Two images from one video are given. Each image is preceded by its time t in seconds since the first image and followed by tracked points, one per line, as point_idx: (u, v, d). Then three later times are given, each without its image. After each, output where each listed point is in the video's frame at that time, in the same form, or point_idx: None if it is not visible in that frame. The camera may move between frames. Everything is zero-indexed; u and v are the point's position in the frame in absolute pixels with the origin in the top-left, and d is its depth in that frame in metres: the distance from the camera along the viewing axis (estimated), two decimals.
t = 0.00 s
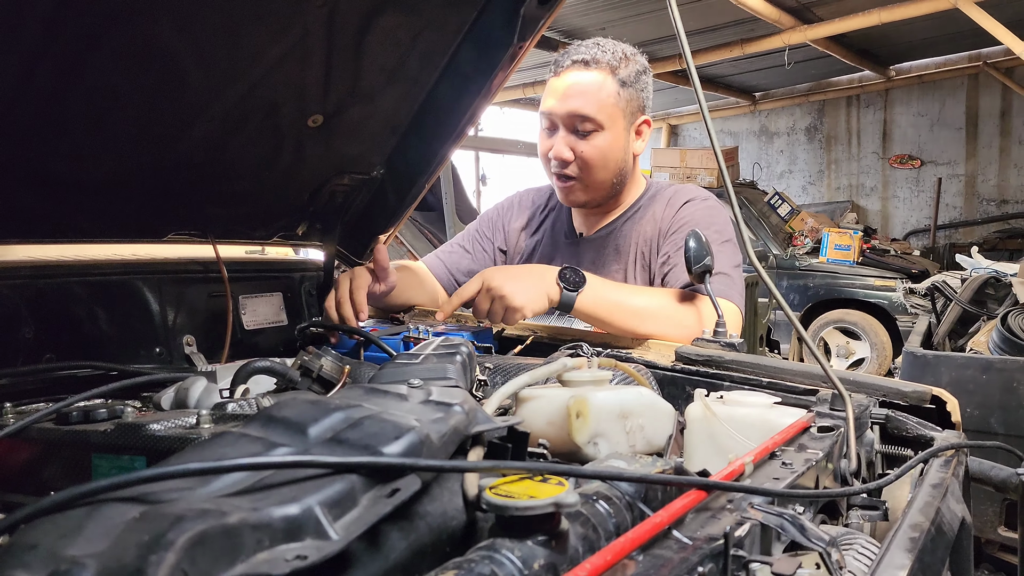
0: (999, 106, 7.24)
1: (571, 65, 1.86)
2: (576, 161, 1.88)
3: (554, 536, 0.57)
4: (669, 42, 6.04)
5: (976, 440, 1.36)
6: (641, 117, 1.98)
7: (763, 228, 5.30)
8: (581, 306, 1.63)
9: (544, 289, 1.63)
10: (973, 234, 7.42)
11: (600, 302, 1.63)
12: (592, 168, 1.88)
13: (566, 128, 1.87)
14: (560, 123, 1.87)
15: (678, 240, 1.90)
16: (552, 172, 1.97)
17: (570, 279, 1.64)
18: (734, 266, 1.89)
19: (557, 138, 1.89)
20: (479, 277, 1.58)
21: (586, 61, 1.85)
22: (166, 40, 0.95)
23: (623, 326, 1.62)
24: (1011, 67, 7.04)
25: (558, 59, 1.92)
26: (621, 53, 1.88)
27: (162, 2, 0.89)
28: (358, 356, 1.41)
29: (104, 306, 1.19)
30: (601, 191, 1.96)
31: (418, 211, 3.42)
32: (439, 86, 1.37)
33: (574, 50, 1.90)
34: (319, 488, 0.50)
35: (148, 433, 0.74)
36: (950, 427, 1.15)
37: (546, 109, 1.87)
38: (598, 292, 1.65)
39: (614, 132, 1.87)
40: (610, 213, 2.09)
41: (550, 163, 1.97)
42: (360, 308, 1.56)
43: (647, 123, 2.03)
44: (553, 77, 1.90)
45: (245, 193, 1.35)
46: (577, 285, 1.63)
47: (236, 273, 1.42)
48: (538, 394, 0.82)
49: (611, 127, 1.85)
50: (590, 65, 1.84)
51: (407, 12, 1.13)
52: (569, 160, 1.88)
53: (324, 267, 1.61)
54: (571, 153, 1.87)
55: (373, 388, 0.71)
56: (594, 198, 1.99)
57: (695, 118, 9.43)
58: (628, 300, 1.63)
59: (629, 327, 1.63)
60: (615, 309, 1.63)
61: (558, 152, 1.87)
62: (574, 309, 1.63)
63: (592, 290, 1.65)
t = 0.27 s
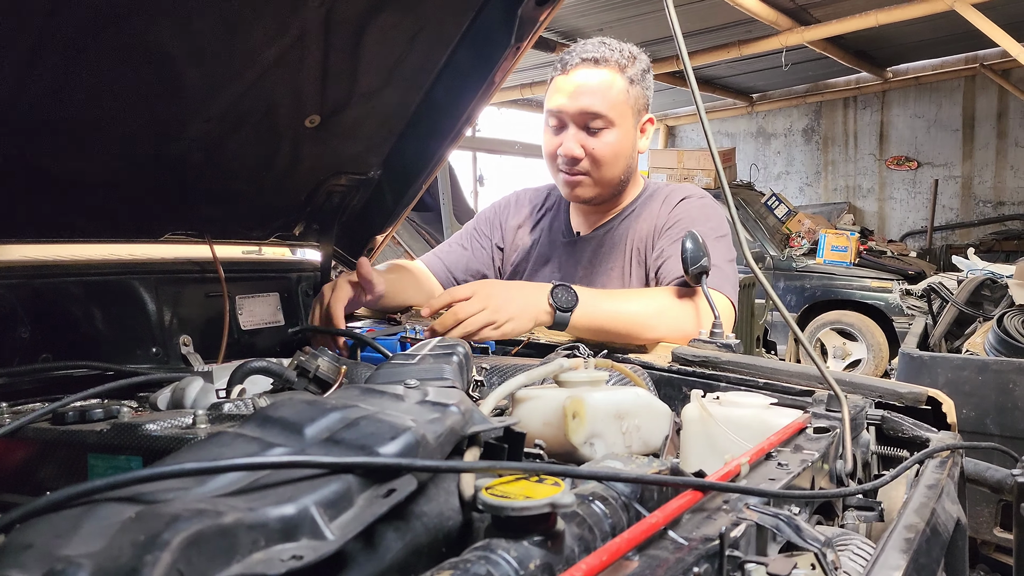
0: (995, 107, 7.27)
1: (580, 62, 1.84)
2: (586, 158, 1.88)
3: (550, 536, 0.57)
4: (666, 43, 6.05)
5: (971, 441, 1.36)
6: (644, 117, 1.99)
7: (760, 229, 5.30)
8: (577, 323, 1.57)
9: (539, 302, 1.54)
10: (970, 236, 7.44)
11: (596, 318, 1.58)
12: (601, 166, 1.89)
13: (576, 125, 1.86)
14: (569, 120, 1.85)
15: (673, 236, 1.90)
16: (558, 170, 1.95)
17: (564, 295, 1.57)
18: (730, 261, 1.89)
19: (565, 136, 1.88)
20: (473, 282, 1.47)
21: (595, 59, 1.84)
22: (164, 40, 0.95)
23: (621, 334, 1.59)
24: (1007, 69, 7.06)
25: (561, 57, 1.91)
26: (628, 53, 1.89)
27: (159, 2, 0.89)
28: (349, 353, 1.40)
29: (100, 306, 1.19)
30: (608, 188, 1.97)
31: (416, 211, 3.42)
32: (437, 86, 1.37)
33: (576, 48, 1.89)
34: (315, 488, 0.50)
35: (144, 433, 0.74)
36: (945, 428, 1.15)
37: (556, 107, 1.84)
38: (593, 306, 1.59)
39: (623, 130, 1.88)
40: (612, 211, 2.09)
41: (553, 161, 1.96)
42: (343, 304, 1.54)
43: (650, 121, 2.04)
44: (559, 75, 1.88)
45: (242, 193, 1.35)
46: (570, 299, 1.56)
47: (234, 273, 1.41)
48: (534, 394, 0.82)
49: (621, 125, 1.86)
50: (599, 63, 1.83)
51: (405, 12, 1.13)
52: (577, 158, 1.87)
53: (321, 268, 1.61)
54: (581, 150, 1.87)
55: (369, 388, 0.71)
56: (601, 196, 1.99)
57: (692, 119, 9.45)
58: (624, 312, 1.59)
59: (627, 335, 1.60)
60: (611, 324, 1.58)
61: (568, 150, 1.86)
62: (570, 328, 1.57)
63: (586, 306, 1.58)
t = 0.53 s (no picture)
0: (992, 109, 7.29)
1: (580, 63, 1.84)
2: (586, 159, 1.88)
3: (547, 536, 0.57)
4: (664, 44, 6.06)
5: (968, 442, 1.36)
6: (643, 118, 2.00)
7: (757, 230, 5.31)
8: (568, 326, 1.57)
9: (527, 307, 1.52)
10: (967, 237, 7.46)
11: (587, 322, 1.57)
12: (601, 166, 1.89)
13: (576, 126, 1.86)
14: (569, 120, 1.85)
15: (671, 237, 1.90)
16: (557, 170, 1.95)
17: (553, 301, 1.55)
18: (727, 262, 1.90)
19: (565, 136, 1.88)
20: (457, 296, 1.45)
21: (596, 59, 1.84)
22: (161, 40, 0.95)
23: (618, 335, 1.59)
24: (1004, 71, 7.08)
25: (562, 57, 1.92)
26: (629, 54, 1.89)
27: (157, 2, 0.89)
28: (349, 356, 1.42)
29: (97, 307, 1.18)
30: (607, 189, 1.97)
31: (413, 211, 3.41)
32: (435, 86, 1.37)
33: (576, 47, 1.89)
34: (312, 489, 0.50)
35: (141, 433, 0.74)
36: (942, 429, 1.16)
37: (556, 107, 1.84)
38: (585, 309, 1.58)
39: (623, 130, 1.88)
40: (610, 212, 2.10)
41: (552, 162, 1.96)
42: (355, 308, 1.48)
43: (651, 122, 2.06)
44: (559, 75, 1.88)
45: (240, 194, 1.35)
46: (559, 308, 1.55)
47: (231, 273, 1.41)
48: (532, 394, 0.82)
49: (621, 125, 1.86)
50: (600, 63, 1.83)
51: (403, 13, 1.13)
52: (577, 158, 1.87)
53: (319, 268, 1.60)
54: (581, 151, 1.87)
55: (366, 389, 0.71)
56: (601, 197, 1.99)
57: (690, 120, 9.46)
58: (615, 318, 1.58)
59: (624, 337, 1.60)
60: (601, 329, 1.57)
61: (569, 150, 1.86)
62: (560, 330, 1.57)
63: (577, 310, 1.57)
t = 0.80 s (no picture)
0: (989, 111, 7.30)
1: (580, 63, 1.84)
2: (586, 160, 1.88)
3: (545, 537, 0.58)
4: (662, 45, 6.06)
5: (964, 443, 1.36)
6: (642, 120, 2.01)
7: (755, 231, 5.32)
8: (568, 327, 1.57)
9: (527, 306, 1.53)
10: (964, 239, 7.47)
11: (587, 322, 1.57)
12: (602, 167, 1.89)
13: (576, 126, 1.86)
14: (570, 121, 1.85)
15: (669, 238, 1.91)
16: (558, 171, 1.95)
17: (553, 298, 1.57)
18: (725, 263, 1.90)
19: (565, 137, 1.87)
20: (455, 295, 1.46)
21: (596, 60, 1.84)
22: (160, 40, 0.95)
23: (616, 335, 1.59)
24: (1001, 73, 7.10)
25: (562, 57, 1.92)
26: (629, 55, 1.90)
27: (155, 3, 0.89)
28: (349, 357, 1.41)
29: (95, 307, 1.18)
30: (607, 190, 1.97)
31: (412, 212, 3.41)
32: (433, 87, 1.37)
33: (576, 48, 1.90)
34: (310, 489, 0.50)
35: (139, 433, 0.74)
36: (939, 430, 1.16)
37: (556, 108, 1.84)
38: (584, 309, 1.59)
39: (623, 131, 1.88)
40: (610, 213, 2.10)
41: (553, 163, 1.95)
42: (349, 305, 1.46)
43: (651, 122, 2.07)
44: (559, 76, 1.88)
45: (238, 194, 1.35)
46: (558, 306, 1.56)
47: (229, 274, 1.41)
48: (531, 395, 0.82)
49: (622, 126, 1.87)
50: (600, 64, 1.84)
51: (401, 14, 1.13)
52: (578, 159, 1.87)
53: (317, 269, 1.61)
54: (582, 151, 1.86)
55: (365, 389, 0.71)
56: (601, 198, 1.99)
57: (688, 121, 9.47)
58: (615, 317, 1.59)
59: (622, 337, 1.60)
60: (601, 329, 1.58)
61: (569, 151, 1.86)
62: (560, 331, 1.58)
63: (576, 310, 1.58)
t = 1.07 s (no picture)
0: (988, 112, 7.31)
1: (587, 64, 1.83)
2: (594, 161, 1.87)
3: (543, 538, 0.58)
4: (661, 46, 6.07)
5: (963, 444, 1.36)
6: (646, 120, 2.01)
7: (754, 232, 5.32)
8: (567, 321, 1.58)
9: (528, 297, 1.57)
10: (963, 240, 7.48)
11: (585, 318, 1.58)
12: (609, 168, 1.89)
13: (585, 127, 1.85)
14: (578, 123, 1.84)
15: (669, 241, 1.91)
16: (563, 172, 1.94)
17: (557, 291, 1.58)
18: (726, 267, 1.90)
19: (573, 138, 1.87)
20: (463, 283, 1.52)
21: (604, 61, 1.83)
22: (158, 41, 0.95)
23: (614, 335, 1.59)
24: (1000, 74, 7.11)
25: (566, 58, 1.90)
26: (634, 57, 1.90)
27: (154, 4, 0.89)
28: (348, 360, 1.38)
29: (93, 307, 1.18)
30: (613, 190, 1.98)
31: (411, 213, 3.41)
32: (432, 87, 1.37)
33: (579, 49, 1.88)
34: (308, 490, 0.50)
35: (137, 434, 0.74)
36: (938, 431, 1.16)
37: (564, 109, 1.83)
38: (583, 305, 1.59)
39: (630, 132, 1.88)
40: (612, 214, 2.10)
41: (558, 164, 1.95)
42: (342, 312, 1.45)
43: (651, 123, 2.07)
44: (565, 76, 1.86)
45: (237, 194, 1.35)
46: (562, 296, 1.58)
47: (227, 275, 1.41)
48: (529, 396, 0.82)
49: (629, 127, 1.87)
50: (608, 66, 1.83)
51: (400, 15, 1.13)
52: (586, 161, 1.86)
53: (316, 269, 1.60)
54: (590, 153, 1.86)
55: (363, 390, 0.71)
56: (607, 198, 1.99)
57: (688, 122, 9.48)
58: (615, 315, 1.59)
59: (619, 337, 1.59)
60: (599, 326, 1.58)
61: (577, 152, 1.85)
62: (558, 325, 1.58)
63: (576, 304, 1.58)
